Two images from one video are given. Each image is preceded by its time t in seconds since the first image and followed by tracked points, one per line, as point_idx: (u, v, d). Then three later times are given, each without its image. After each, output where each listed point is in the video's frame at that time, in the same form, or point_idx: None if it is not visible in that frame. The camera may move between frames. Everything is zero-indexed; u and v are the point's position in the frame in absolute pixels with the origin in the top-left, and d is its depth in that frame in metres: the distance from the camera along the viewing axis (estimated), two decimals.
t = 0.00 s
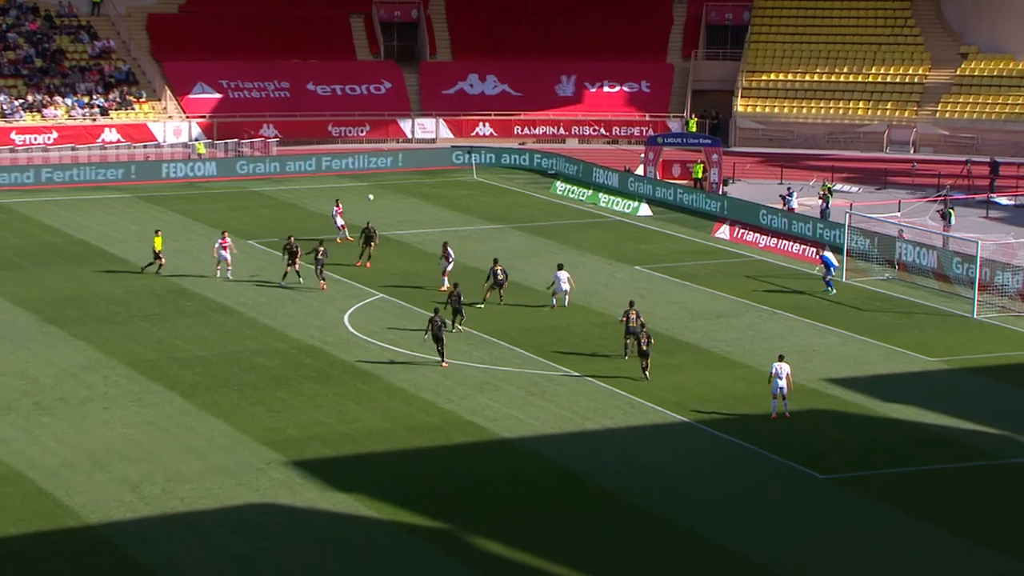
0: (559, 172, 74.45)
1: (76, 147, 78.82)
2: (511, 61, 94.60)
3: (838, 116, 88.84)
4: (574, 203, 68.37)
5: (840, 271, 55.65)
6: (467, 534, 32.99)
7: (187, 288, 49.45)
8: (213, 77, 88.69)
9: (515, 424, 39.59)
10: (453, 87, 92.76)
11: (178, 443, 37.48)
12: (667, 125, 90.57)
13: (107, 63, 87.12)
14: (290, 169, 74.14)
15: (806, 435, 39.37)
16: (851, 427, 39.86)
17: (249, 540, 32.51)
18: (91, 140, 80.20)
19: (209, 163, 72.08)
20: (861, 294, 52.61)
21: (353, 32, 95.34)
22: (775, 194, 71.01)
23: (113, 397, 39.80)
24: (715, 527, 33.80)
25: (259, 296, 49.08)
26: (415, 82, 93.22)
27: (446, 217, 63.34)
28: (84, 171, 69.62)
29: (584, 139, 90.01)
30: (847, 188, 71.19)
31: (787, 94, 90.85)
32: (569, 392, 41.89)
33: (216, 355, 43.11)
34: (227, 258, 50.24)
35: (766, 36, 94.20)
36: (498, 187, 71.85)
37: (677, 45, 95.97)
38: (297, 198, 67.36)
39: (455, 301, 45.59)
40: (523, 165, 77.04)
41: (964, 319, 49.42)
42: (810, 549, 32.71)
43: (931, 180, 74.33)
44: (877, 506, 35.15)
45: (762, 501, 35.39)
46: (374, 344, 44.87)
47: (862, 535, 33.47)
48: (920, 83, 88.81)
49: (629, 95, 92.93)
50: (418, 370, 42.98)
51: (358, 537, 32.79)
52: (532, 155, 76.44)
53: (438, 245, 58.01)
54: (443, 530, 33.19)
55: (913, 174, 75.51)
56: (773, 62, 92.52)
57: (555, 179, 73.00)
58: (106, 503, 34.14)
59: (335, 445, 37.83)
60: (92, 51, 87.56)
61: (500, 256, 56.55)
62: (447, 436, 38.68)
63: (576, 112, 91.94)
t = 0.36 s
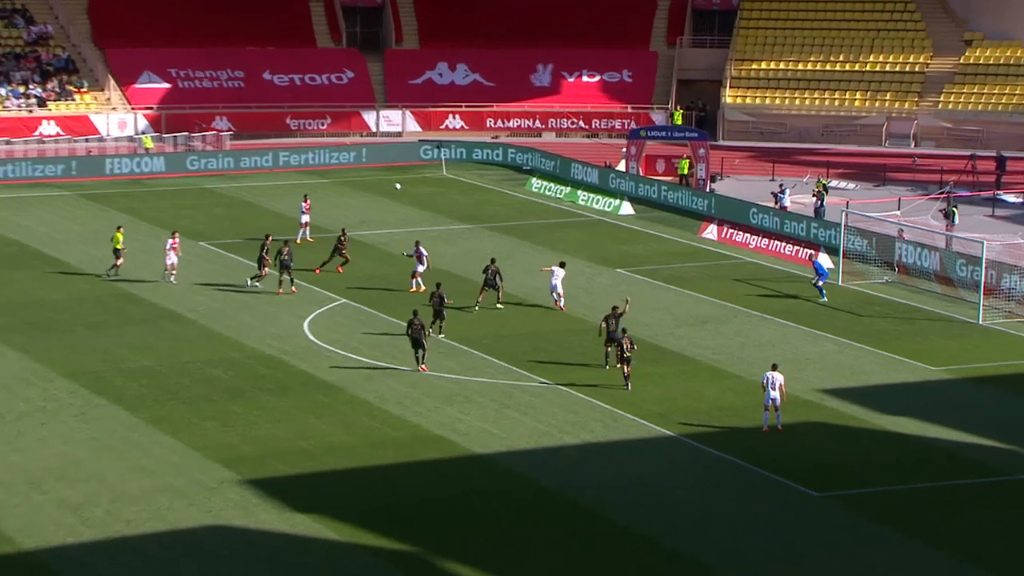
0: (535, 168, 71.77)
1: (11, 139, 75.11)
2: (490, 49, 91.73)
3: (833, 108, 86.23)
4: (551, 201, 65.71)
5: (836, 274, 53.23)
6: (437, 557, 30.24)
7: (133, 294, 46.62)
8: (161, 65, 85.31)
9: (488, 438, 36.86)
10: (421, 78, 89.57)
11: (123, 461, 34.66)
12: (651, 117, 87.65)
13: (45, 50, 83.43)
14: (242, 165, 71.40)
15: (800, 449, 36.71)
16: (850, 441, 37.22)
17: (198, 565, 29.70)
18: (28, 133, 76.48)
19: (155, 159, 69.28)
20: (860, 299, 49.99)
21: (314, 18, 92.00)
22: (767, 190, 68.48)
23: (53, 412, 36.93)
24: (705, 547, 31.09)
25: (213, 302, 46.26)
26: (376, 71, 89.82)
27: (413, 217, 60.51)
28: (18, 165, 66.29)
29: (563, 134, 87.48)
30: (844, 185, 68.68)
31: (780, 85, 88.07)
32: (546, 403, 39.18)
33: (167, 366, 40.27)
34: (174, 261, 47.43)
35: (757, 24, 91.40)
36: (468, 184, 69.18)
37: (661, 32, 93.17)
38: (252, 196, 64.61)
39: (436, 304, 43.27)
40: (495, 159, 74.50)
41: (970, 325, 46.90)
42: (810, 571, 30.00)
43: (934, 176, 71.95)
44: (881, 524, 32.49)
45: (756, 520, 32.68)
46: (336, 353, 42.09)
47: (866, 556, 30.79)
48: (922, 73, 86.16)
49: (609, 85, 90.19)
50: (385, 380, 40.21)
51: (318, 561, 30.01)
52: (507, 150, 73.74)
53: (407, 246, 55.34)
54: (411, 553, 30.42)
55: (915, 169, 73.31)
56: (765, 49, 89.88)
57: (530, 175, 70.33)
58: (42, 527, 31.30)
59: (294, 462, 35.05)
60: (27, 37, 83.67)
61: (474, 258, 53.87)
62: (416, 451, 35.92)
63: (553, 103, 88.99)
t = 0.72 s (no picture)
0: (521, 164, 69.00)
1: None
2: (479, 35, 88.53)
3: (843, 98, 82.91)
4: (540, 199, 63.05)
5: (846, 277, 50.67)
6: None
7: (86, 300, 43.84)
8: (115, 52, 81.83)
9: (471, 455, 34.09)
10: (396, 65, 86.57)
11: (73, 481, 31.87)
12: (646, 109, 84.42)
13: None
14: (204, 160, 68.33)
15: (809, 465, 33.98)
16: (862, 457, 34.51)
17: None
18: None
19: (107, 154, 66.50)
20: (870, 304, 47.26)
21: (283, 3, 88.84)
22: (772, 187, 65.81)
23: None
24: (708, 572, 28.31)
25: (172, 308, 43.50)
26: (350, 58, 87.05)
27: (390, 216, 57.77)
28: None
29: (552, 126, 84.51)
30: (855, 180, 65.96)
31: (785, 72, 84.71)
32: (533, 417, 36.45)
33: (124, 378, 37.50)
34: (124, 262, 44.65)
35: (759, 7, 88.10)
36: (449, 180, 66.44)
37: (656, 18, 90.11)
38: (216, 193, 61.79)
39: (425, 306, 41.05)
40: (478, 154, 71.76)
41: (991, 333, 44.26)
42: None
43: (951, 171, 69.23)
44: (901, 546, 29.73)
45: (764, 542, 29.88)
46: (307, 363, 39.34)
47: None
48: (939, 58, 82.46)
49: (600, 72, 87.08)
50: (360, 392, 37.46)
51: None
52: (492, 145, 70.98)
53: (386, 247, 52.61)
54: None
55: (931, 165, 70.69)
56: (767, 35, 86.68)
57: (516, 171, 67.59)
58: None
59: (260, 481, 32.29)
60: None
61: (457, 259, 51.15)
62: (394, 468, 33.17)
63: (541, 92, 85.82)
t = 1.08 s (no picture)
0: (518, 160, 67.11)
1: None
2: (479, 24, 86.60)
3: (860, 91, 80.94)
4: (539, 199, 61.24)
5: (863, 280, 48.92)
6: None
7: (59, 305, 42.06)
8: (90, 42, 80.14)
9: (467, 468, 32.24)
10: (387, 57, 84.69)
11: (43, 498, 30.04)
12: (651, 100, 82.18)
13: None
14: (183, 156, 66.47)
15: (824, 479, 32.11)
16: (880, 470, 32.65)
17: None
18: None
19: (80, 150, 64.77)
20: (886, 309, 45.41)
21: None
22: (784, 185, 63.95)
23: None
24: None
25: (149, 313, 41.71)
26: (339, 49, 85.09)
27: (381, 216, 55.97)
28: None
29: (546, 119, 82.02)
30: (872, 178, 64.11)
31: (797, 65, 82.82)
32: (532, 429, 34.61)
33: (99, 388, 35.70)
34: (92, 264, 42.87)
35: None
36: (442, 177, 64.62)
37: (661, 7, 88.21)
38: (197, 191, 60.00)
39: (428, 308, 39.33)
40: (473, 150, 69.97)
41: (1015, 339, 42.41)
42: None
43: (974, 168, 67.41)
44: (926, 565, 27.84)
45: (779, 561, 27.99)
46: (292, 371, 37.54)
47: None
48: (962, 49, 80.67)
49: (601, 64, 85.09)
50: (350, 402, 35.64)
51: None
52: (489, 141, 69.14)
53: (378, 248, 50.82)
54: None
55: (953, 160, 68.93)
56: (780, 24, 84.74)
57: (514, 168, 65.74)
58: None
59: (243, 496, 30.45)
60: None
61: (453, 261, 49.36)
62: (385, 483, 31.32)
63: (541, 84, 83.93)
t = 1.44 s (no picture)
0: (511, 159, 66.42)
1: None
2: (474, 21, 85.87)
3: (862, 89, 80.18)
4: (533, 199, 60.51)
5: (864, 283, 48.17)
6: None
7: (41, 309, 41.26)
8: (71, 39, 79.36)
9: (459, 476, 31.47)
10: (377, 54, 83.96)
11: (23, 506, 29.24)
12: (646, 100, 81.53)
13: None
14: (167, 156, 65.72)
15: (825, 487, 31.36)
16: (882, 477, 31.92)
17: None
18: None
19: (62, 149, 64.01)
20: (886, 312, 44.68)
21: None
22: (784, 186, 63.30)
23: None
24: None
25: (134, 318, 40.92)
26: (328, 46, 84.36)
27: (371, 217, 55.20)
28: None
29: (542, 118, 81.67)
30: (873, 178, 63.46)
31: (795, 63, 82.16)
32: (526, 435, 33.85)
33: (82, 394, 34.92)
34: (69, 267, 42.04)
35: None
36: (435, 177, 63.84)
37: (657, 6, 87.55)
38: (182, 192, 59.17)
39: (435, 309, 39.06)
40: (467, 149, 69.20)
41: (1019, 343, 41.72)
42: None
43: (977, 168, 66.74)
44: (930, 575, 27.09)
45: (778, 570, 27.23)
46: (280, 376, 36.77)
47: None
48: (964, 46, 79.76)
49: (596, 61, 84.34)
50: (340, 408, 34.87)
51: None
52: (482, 141, 68.43)
53: (368, 250, 50.06)
54: None
55: (956, 160, 68.28)
56: (778, 21, 84.09)
57: (507, 168, 65.04)
58: None
59: (229, 504, 29.67)
60: None
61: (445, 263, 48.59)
62: (376, 491, 30.54)
63: (534, 82, 83.21)
